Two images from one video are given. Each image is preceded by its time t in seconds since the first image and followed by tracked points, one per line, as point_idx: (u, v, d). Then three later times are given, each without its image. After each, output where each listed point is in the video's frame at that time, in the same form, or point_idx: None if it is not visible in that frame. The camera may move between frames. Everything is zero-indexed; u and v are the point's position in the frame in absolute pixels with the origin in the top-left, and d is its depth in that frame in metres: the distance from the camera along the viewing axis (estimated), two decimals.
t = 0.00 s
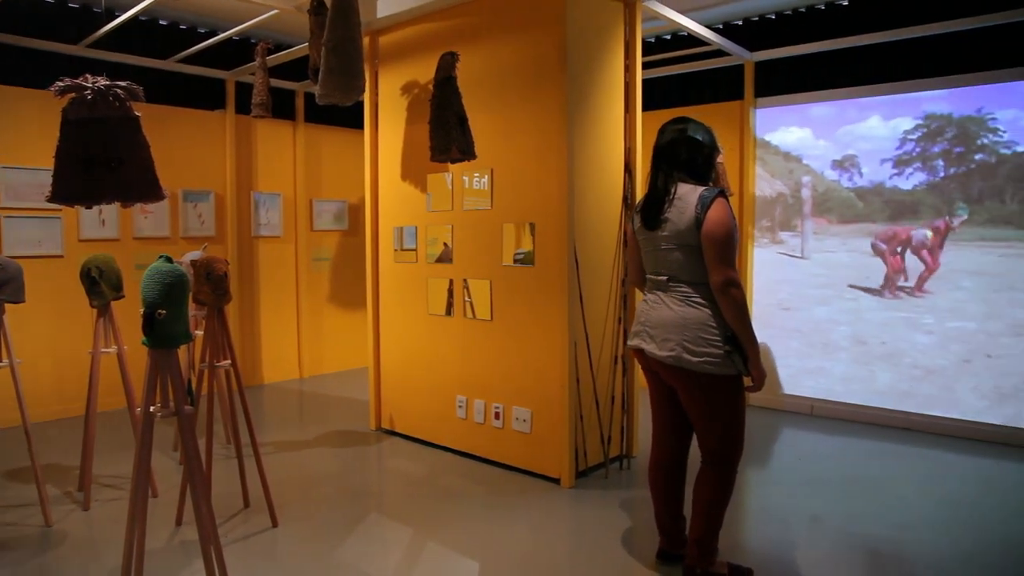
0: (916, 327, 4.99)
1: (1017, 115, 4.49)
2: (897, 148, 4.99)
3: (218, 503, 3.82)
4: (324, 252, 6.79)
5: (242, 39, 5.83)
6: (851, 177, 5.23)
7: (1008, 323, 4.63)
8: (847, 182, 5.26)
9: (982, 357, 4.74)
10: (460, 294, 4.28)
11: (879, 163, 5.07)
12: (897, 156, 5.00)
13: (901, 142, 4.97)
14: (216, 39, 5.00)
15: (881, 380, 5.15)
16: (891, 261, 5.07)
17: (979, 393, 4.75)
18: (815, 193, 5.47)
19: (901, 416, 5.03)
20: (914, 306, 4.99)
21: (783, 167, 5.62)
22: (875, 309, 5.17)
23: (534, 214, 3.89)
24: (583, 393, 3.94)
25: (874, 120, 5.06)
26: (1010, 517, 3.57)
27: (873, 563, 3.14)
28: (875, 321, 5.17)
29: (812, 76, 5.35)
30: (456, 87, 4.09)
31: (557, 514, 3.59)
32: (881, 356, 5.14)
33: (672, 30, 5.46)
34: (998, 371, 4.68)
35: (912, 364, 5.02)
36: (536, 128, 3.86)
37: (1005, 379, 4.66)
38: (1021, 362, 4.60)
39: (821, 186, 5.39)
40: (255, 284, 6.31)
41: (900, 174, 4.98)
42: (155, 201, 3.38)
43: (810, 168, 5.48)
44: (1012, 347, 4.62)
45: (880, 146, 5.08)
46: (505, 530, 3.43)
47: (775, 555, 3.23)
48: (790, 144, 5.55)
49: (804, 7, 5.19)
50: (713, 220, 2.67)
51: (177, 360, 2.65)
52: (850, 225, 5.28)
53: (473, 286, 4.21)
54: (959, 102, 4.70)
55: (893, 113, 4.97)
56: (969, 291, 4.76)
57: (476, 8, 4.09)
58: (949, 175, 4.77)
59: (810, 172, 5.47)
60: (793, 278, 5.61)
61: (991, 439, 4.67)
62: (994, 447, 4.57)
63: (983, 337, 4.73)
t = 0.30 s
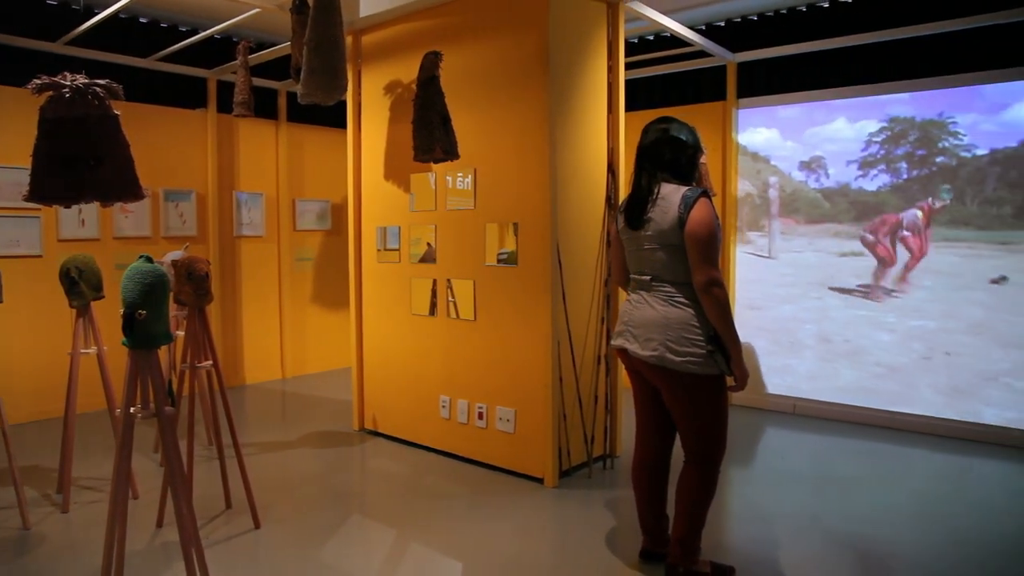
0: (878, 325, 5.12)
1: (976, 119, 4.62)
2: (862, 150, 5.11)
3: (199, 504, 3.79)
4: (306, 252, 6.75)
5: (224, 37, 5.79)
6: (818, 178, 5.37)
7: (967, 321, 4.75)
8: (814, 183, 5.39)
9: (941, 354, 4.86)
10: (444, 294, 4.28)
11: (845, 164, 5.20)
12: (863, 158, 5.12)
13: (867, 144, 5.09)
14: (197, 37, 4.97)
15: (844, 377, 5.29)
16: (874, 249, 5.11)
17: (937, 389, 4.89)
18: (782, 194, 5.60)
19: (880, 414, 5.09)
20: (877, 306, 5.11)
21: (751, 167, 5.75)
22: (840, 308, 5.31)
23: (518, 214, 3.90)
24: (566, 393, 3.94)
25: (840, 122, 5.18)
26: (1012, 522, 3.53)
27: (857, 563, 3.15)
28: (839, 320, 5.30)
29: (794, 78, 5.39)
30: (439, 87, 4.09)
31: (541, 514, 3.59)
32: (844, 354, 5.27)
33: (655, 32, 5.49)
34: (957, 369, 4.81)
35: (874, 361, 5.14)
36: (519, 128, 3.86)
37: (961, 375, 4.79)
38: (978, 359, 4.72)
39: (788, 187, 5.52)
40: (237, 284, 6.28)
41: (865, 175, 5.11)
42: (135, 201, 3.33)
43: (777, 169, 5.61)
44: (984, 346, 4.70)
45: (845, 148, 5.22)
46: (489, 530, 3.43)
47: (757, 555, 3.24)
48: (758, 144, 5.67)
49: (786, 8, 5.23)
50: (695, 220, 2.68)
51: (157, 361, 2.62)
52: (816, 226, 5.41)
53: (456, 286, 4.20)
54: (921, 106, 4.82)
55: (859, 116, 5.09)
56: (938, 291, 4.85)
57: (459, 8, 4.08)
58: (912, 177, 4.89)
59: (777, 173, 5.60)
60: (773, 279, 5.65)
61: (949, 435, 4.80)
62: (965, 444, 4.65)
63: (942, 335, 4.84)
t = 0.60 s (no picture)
0: (841, 320, 5.24)
1: (938, 121, 4.71)
2: (828, 149, 5.22)
3: (182, 506, 3.77)
4: (290, 252, 6.72)
5: (207, 35, 5.76)
6: (784, 177, 5.49)
7: (925, 317, 4.86)
8: (781, 181, 5.51)
9: (900, 349, 4.98)
10: (429, 293, 4.28)
11: (811, 163, 5.32)
12: (828, 157, 5.23)
13: (832, 143, 5.20)
14: (180, 36, 4.93)
15: (807, 372, 5.42)
16: (860, 261, 5.13)
17: (897, 383, 5.01)
18: (749, 190, 5.71)
19: (863, 413, 5.12)
20: (839, 302, 5.24)
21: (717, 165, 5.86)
22: (804, 305, 5.43)
23: (503, 214, 3.90)
24: (551, 392, 3.95)
25: (807, 122, 5.28)
26: (1017, 529, 3.46)
27: (845, 564, 3.15)
28: (804, 316, 5.43)
29: (778, 79, 5.42)
30: (422, 86, 4.09)
31: (528, 514, 3.59)
32: (807, 349, 5.40)
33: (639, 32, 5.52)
34: (915, 363, 4.92)
35: (837, 356, 5.27)
36: (505, 129, 3.86)
37: (920, 370, 4.90)
38: (938, 354, 4.82)
39: (755, 185, 5.64)
40: (221, 284, 6.24)
41: (830, 174, 5.22)
42: (116, 200, 3.31)
43: (744, 166, 5.72)
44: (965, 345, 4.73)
45: (812, 147, 5.33)
46: (474, 530, 3.43)
47: (743, 554, 3.25)
48: (726, 142, 5.78)
49: (770, 10, 5.25)
50: (681, 220, 2.69)
51: (139, 362, 2.60)
52: (782, 223, 5.53)
53: (441, 286, 4.20)
54: (885, 107, 4.91)
55: (824, 115, 5.19)
56: (910, 289, 4.91)
57: (444, 8, 4.08)
58: (875, 176, 5.01)
59: (744, 171, 5.72)
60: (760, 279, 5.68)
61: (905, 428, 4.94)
62: (948, 442, 4.68)
63: (902, 330, 4.96)
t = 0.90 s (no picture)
0: (810, 323, 5.38)
1: (903, 128, 4.85)
2: (798, 154, 5.35)
3: (166, 508, 3.74)
4: (276, 252, 6.69)
5: (190, 33, 5.72)
6: (756, 181, 5.63)
7: (890, 319, 5.01)
8: (753, 186, 5.65)
9: (866, 351, 5.13)
10: (415, 293, 4.27)
11: (782, 168, 5.46)
12: (798, 162, 5.36)
13: (802, 149, 5.33)
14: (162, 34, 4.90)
15: (775, 373, 5.56)
16: (852, 257, 5.15)
17: (863, 383, 5.15)
18: (722, 195, 5.87)
19: (846, 413, 5.17)
20: (813, 304, 5.35)
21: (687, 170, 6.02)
22: (774, 307, 5.59)
23: (489, 214, 3.90)
24: (537, 392, 3.95)
25: (778, 127, 5.41)
26: (1018, 529, 3.48)
27: (831, 562, 3.17)
28: (773, 319, 5.58)
29: (763, 81, 5.46)
30: (407, 87, 4.08)
31: (514, 514, 3.60)
32: (776, 351, 5.55)
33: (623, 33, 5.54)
34: (880, 365, 5.07)
35: (805, 358, 5.42)
36: (491, 129, 3.86)
37: (885, 371, 5.05)
38: (900, 356, 4.98)
39: (728, 189, 5.79)
40: (205, 284, 6.19)
41: (801, 179, 5.36)
42: (96, 199, 3.25)
43: (716, 171, 5.87)
44: (946, 345, 4.79)
45: (782, 152, 5.46)
46: (459, 530, 3.43)
47: (729, 553, 3.27)
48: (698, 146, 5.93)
49: (755, 11, 5.28)
50: (667, 221, 2.70)
51: (122, 364, 2.58)
52: (754, 227, 5.68)
53: (427, 286, 4.19)
54: (855, 113, 5.03)
55: (795, 121, 5.32)
56: (888, 290, 5.01)
57: (429, 8, 4.07)
58: (843, 181, 5.14)
59: (716, 175, 5.87)
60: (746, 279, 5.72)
61: (868, 425, 5.08)
62: (930, 441, 4.74)
63: (868, 332, 5.11)
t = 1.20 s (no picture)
0: (775, 319, 5.48)
1: (865, 127, 4.96)
2: (763, 153, 5.46)
3: (149, 510, 3.70)
4: (260, 253, 6.66)
5: (173, 32, 5.70)
6: (722, 180, 5.71)
7: (854, 316, 5.10)
8: (718, 184, 5.73)
9: (829, 346, 5.22)
10: (400, 293, 4.26)
11: (747, 166, 5.56)
12: (763, 161, 5.47)
13: (767, 148, 5.43)
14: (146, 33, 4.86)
15: (742, 369, 5.65)
16: (837, 265, 5.14)
17: (826, 378, 5.25)
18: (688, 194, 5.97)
19: (830, 412, 5.20)
20: (796, 303, 5.38)
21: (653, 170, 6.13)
22: (741, 304, 5.67)
23: (474, 214, 3.90)
24: (522, 392, 3.96)
25: (743, 126, 5.53)
26: (1006, 528, 3.50)
27: (817, 561, 3.19)
28: (740, 316, 5.67)
29: (747, 82, 5.49)
30: (392, 86, 4.07)
31: (499, 514, 3.59)
32: (743, 348, 5.64)
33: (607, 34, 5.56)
34: (842, 360, 5.17)
35: (771, 355, 5.51)
36: (476, 128, 3.86)
37: (847, 366, 5.15)
38: (862, 350, 5.08)
39: (695, 187, 5.87)
40: (189, 285, 6.15)
41: (766, 177, 5.46)
42: (80, 198, 3.16)
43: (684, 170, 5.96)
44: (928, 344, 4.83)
45: (747, 151, 5.56)
46: (445, 531, 3.42)
47: (715, 553, 3.27)
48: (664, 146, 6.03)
49: (739, 13, 5.32)
50: (654, 221, 2.71)
51: (104, 365, 2.55)
52: (719, 225, 5.77)
53: (412, 286, 4.19)
54: (817, 113, 5.14)
55: (759, 120, 5.43)
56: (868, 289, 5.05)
57: (412, 7, 4.07)
58: (806, 180, 5.25)
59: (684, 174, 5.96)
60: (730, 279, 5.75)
61: (857, 425, 5.08)
62: (914, 439, 4.77)
63: (832, 328, 5.20)
